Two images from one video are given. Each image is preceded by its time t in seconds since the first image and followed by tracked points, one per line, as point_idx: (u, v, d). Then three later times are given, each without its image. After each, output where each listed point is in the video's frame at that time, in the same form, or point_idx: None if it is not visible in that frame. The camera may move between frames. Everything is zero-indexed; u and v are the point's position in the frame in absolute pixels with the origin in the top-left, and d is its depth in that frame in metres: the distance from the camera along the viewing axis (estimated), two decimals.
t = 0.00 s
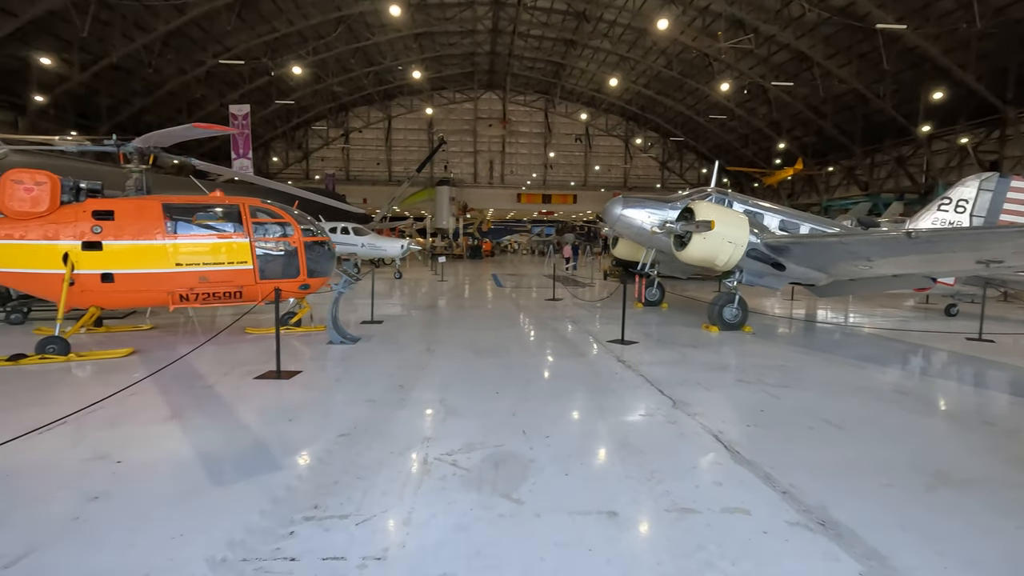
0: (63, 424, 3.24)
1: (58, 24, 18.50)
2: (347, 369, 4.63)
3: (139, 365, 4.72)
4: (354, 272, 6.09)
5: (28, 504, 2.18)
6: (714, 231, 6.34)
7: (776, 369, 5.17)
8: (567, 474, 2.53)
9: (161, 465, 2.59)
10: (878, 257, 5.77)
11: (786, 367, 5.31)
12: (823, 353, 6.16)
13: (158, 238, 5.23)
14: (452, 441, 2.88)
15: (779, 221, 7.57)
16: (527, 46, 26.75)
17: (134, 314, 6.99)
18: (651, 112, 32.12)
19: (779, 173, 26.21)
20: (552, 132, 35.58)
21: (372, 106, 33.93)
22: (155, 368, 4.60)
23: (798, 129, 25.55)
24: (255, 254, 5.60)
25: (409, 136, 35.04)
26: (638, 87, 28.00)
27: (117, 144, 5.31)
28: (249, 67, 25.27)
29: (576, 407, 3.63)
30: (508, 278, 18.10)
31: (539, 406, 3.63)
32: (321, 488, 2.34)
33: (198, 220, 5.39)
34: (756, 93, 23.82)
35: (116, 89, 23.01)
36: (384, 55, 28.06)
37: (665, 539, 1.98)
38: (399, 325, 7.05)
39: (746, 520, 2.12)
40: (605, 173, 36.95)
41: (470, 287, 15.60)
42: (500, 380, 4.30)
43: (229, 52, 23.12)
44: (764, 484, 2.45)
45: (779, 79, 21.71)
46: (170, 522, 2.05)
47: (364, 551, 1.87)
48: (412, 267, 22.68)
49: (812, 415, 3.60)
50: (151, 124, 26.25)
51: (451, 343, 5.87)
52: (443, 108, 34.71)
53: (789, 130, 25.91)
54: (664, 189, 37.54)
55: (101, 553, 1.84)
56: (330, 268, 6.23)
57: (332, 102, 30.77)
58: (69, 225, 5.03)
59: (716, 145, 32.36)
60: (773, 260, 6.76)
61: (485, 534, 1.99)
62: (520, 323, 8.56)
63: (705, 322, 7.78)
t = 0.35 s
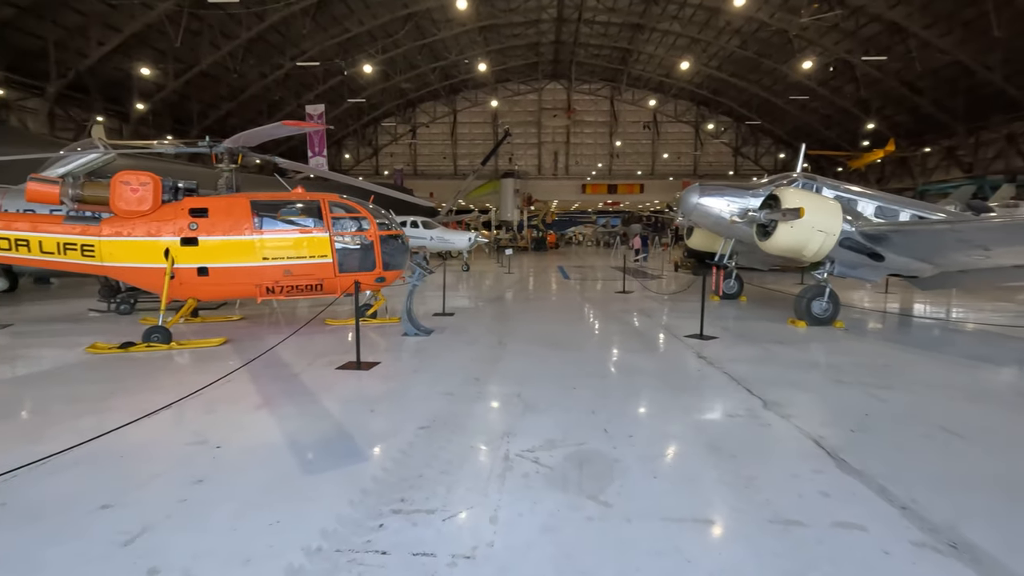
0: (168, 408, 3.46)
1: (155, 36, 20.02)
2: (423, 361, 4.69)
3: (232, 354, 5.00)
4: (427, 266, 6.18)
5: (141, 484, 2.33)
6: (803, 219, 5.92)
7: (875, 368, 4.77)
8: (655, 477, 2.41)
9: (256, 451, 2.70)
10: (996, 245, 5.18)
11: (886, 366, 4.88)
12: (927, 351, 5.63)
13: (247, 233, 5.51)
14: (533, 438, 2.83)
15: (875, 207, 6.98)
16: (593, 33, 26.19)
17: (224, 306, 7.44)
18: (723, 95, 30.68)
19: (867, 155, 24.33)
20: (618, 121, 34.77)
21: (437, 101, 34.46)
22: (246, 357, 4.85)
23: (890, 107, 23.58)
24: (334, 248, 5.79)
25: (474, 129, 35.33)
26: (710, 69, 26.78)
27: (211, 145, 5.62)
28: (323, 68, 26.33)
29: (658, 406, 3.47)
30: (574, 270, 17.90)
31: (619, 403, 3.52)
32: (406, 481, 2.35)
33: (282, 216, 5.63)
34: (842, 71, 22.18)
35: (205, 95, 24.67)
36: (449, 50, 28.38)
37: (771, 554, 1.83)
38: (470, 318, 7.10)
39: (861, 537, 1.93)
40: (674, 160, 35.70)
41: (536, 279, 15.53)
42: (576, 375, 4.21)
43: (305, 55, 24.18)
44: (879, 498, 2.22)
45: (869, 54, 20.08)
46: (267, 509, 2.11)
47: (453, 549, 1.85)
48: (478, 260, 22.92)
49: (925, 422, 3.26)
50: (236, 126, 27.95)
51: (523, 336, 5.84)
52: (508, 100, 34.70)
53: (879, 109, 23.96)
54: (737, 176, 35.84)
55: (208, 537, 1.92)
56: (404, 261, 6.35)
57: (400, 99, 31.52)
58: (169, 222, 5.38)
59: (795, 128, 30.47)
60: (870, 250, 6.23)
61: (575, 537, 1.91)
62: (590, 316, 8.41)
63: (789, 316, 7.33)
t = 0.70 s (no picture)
0: (252, 400, 3.59)
1: (240, 42, 21.23)
2: (493, 358, 4.66)
3: (310, 347, 5.17)
4: (496, 261, 6.15)
5: (228, 476, 2.40)
6: (907, 210, 5.37)
7: (994, 378, 4.24)
8: (749, 496, 2.21)
9: (334, 447, 2.72)
10: None
11: (1006, 375, 4.34)
12: None
13: (323, 229, 5.67)
14: (611, 445, 2.70)
15: (990, 196, 6.27)
16: (663, 18, 25.21)
17: (302, 299, 7.74)
18: (804, 77, 28.79)
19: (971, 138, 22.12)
20: (688, 108, 33.45)
21: (503, 94, 34.47)
22: (323, 351, 4.99)
23: (1000, 84, 21.25)
24: (405, 243, 5.86)
25: (539, 121, 35.09)
26: (790, 50, 25.17)
27: (290, 144, 5.80)
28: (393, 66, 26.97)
29: (744, 414, 3.23)
30: (642, 264, 17.41)
31: (701, 408, 3.32)
32: (481, 486, 2.29)
33: (356, 212, 5.76)
34: (943, 45, 20.20)
35: (284, 97, 25.94)
36: (515, 43, 28.28)
37: None
38: (538, 314, 7.01)
39: None
40: (748, 148, 33.96)
41: (602, 273, 15.24)
42: (652, 377, 4.02)
43: (376, 54, 24.85)
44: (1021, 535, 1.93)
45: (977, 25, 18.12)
46: (345, 509, 2.11)
47: (534, 565, 1.75)
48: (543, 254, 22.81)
49: None
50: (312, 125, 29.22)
51: (593, 334, 5.68)
52: (573, 91, 34.18)
53: (987, 87, 21.65)
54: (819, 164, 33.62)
55: (289, 535, 1.93)
56: (473, 256, 6.34)
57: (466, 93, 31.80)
58: (252, 219, 5.63)
59: (886, 110, 28.12)
60: (986, 244, 5.59)
61: (664, 560, 1.77)
62: (662, 313, 8.10)
63: (886, 317, 6.73)
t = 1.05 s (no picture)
0: (324, 391, 3.63)
1: (314, 44, 22.10)
2: (561, 353, 4.52)
3: (378, 339, 5.22)
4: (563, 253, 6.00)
5: (299, 467, 2.40)
6: None
7: None
8: (858, 518, 1.96)
9: (402, 441, 2.68)
10: None
11: None
12: None
13: (391, 222, 5.72)
14: (694, 452, 2.49)
15: None
16: None
17: (372, 291, 7.91)
18: (897, 54, 26.52)
19: None
20: (764, 93, 31.70)
21: (567, 85, 34.04)
22: (391, 342, 5.03)
23: None
24: (471, 235, 5.81)
25: (605, 112, 34.39)
26: (881, 26, 23.24)
27: (360, 138, 5.89)
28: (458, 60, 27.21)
29: (843, 423, 2.91)
30: (714, 257, 16.67)
31: (790, 414, 3.03)
32: (554, 490, 2.16)
33: (423, 205, 5.77)
34: None
35: (355, 95, 26.83)
36: (580, 32, 27.80)
37: None
38: (606, 308, 6.80)
39: None
40: (831, 134, 31.81)
41: (671, 266, 14.71)
42: (733, 378, 3.74)
43: (442, 49, 25.17)
44: None
45: None
46: (414, 508, 2.04)
47: None
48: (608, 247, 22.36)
49: None
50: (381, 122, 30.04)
51: (666, 330, 5.41)
52: (641, 79, 33.21)
53: None
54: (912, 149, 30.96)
55: (358, 534, 1.88)
56: (540, 248, 6.20)
57: (530, 86, 31.63)
58: (324, 213, 5.76)
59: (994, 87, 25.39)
60: None
61: None
62: (738, 308, 7.66)
63: (1002, 316, 6.00)
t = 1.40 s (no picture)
0: (359, 395, 3.52)
1: (357, 43, 22.40)
2: (605, 357, 4.31)
3: (416, 338, 5.13)
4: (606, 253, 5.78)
5: (331, 478, 2.28)
6: None
7: None
8: (956, 566, 1.69)
9: (438, 452, 2.54)
10: None
11: None
12: None
13: (430, 220, 5.61)
14: (757, 476, 2.25)
15: None
16: None
17: (410, 289, 7.85)
18: (963, 40, 24.86)
19: None
20: (816, 84, 30.29)
21: (608, 79, 33.42)
22: (428, 343, 4.91)
23: None
24: (511, 234, 5.64)
25: (647, 106, 33.60)
26: (947, 10, 21.79)
27: (398, 134, 5.79)
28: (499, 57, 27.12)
29: (926, 446, 2.60)
30: (762, 256, 15.98)
31: (863, 435, 2.72)
32: (602, 516, 1.97)
33: (462, 202, 5.64)
34: None
35: (396, 93, 27.07)
36: (623, 25, 27.20)
37: None
38: (650, 310, 6.52)
39: None
40: (889, 126, 30.14)
41: (716, 265, 14.17)
42: (794, 390, 3.44)
43: (482, 46, 25.11)
44: None
45: None
46: (450, 532, 1.89)
47: None
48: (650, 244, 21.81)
49: None
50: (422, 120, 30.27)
51: (714, 334, 5.12)
52: (685, 72, 32.28)
53: None
54: (979, 141, 29.00)
55: (390, 559, 1.74)
56: (582, 247, 5.99)
57: (571, 81, 31.22)
58: (364, 210, 5.70)
59: None
60: None
61: None
62: (792, 309, 7.26)
63: None
